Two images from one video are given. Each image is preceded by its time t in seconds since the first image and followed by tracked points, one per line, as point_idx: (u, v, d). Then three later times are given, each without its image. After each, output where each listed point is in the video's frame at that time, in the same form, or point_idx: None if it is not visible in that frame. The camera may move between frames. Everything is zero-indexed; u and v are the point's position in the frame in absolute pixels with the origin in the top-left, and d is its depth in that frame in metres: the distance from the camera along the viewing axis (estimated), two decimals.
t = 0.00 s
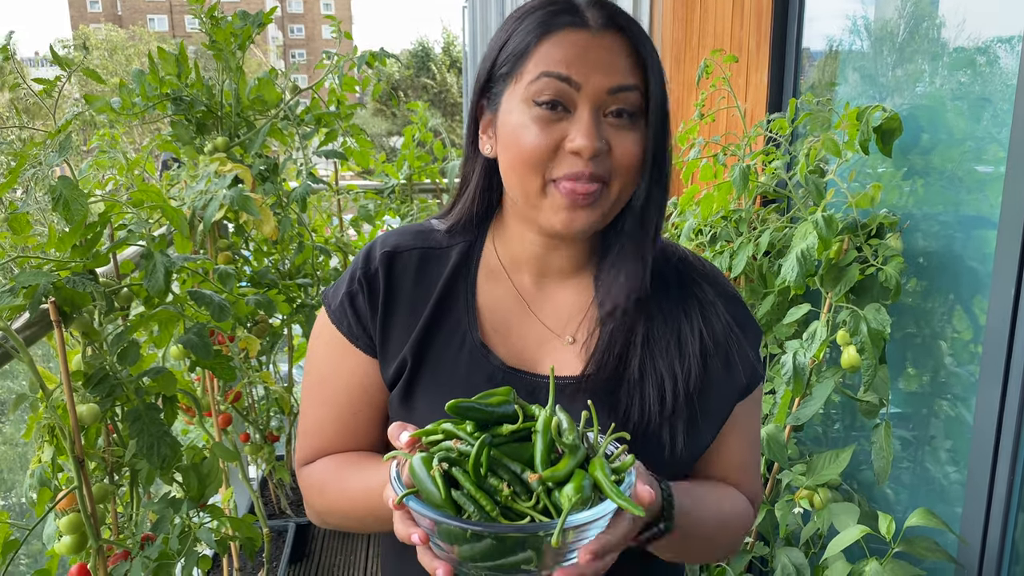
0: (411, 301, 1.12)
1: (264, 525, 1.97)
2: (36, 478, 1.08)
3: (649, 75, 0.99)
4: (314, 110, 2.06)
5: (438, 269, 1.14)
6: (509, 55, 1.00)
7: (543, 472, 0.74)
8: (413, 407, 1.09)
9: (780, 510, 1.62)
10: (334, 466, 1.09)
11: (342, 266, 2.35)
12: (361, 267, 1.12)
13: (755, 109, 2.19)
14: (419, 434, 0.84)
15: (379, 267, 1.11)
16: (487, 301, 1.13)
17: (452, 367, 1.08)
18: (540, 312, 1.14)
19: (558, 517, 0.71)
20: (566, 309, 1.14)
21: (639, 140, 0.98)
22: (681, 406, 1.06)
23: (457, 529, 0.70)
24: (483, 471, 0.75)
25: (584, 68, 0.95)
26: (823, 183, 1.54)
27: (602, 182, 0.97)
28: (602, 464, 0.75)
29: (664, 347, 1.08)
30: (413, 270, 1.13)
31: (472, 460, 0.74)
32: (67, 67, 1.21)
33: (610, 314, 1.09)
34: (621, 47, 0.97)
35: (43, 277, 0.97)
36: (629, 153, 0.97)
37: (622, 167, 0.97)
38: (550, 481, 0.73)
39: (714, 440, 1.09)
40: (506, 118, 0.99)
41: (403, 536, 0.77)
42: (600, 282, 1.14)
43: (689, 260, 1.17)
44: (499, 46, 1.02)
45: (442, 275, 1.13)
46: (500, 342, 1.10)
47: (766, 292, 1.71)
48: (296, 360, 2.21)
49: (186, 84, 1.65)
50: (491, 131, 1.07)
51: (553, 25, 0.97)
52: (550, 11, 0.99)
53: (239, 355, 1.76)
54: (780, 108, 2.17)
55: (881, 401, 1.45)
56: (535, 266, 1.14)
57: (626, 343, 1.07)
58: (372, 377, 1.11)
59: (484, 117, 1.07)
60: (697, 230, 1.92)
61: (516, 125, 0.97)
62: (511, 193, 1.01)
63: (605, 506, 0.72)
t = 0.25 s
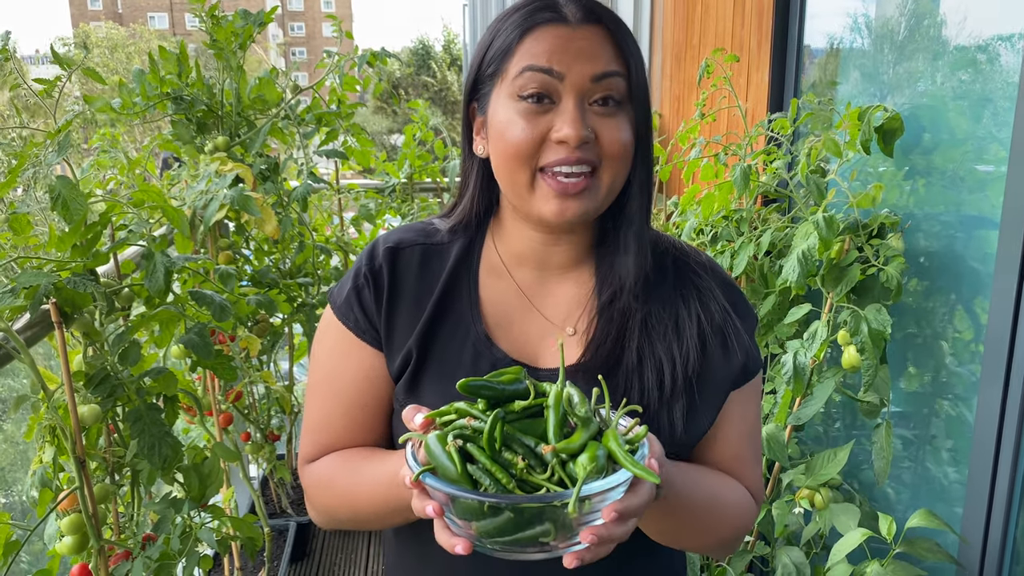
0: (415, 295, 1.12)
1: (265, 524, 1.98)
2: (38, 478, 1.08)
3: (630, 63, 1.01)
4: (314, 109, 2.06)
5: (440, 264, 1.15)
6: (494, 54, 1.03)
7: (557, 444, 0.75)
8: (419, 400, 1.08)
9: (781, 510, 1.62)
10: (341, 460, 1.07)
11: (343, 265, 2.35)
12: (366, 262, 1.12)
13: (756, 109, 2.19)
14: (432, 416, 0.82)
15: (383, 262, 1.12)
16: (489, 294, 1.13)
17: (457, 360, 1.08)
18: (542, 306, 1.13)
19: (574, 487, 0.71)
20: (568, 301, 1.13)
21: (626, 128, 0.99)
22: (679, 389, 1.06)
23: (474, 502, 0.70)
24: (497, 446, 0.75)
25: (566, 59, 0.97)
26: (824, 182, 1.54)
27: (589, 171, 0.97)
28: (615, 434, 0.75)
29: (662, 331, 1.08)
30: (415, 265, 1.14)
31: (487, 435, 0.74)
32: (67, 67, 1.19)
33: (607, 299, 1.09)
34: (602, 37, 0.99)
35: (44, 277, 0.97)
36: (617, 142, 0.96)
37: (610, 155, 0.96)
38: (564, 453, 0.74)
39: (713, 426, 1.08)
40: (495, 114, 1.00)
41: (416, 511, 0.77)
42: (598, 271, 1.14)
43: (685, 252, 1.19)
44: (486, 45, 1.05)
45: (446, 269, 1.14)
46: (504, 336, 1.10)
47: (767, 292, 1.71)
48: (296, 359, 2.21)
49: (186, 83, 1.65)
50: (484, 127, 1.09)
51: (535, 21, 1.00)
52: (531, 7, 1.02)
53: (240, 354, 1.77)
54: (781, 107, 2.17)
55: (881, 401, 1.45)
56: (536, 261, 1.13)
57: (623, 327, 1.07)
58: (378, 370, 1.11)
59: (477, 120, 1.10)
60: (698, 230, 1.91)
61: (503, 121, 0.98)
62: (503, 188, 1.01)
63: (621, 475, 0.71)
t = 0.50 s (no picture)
0: (422, 293, 1.12)
1: (267, 523, 1.98)
2: (41, 478, 1.09)
3: (625, 65, 0.99)
4: (316, 109, 2.05)
5: (446, 264, 1.14)
6: (487, 63, 1.03)
7: (569, 438, 0.75)
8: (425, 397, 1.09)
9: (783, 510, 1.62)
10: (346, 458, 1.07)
11: (345, 265, 2.35)
12: (373, 260, 1.12)
13: (758, 108, 2.19)
14: (442, 407, 0.83)
15: (390, 260, 1.12)
16: (495, 293, 1.13)
17: (463, 358, 1.08)
18: (546, 304, 1.14)
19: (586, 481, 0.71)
20: (572, 301, 1.14)
21: (619, 132, 0.98)
22: (683, 390, 1.06)
23: (486, 495, 0.70)
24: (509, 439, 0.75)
25: (553, 67, 0.96)
26: (826, 182, 1.54)
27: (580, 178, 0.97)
28: (627, 429, 0.75)
29: (665, 332, 1.08)
30: (422, 263, 1.14)
31: (499, 427, 0.74)
32: (69, 67, 1.20)
33: (611, 301, 1.09)
34: (592, 42, 0.98)
35: (47, 278, 0.97)
36: (606, 147, 0.96)
37: (600, 162, 0.96)
38: (576, 447, 0.74)
39: (716, 425, 1.08)
40: (491, 124, 1.01)
41: (426, 503, 0.77)
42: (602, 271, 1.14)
43: (690, 251, 1.18)
44: (480, 50, 1.05)
45: (451, 267, 1.14)
46: (508, 333, 1.10)
47: (769, 292, 1.71)
48: (298, 359, 2.22)
49: (187, 83, 1.65)
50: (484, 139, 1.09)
51: (525, 28, 0.99)
52: (522, 13, 1.02)
53: (242, 354, 1.77)
54: (783, 107, 2.17)
55: (883, 400, 1.45)
56: (540, 261, 1.13)
57: (627, 329, 1.08)
58: (384, 368, 1.11)
59: (478, 123, 1.11)
60: (700, 230, 1.92)
61: (496, 129, 0.99)
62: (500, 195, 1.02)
63: (632, 470, 0.72)
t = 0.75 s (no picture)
0: (421, 296, 1.12)
1: (268, 522, 1.98)
2: (42, 478, 1.09)
3: (613, 73, 0.97)
4: (317, 108, 2.05)
5: (446, 266, 1.15)
6: (483, 68, 1.03)
7: (547, 463, 0.75)
8: (421, 401, 1.08)
9: (784, 510, 1.62)
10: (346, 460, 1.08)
11: (345, 265, 2.35)
12: (373, 262, 1.12)
13: (758, 108, 2.19)
14: (421, 430, 0.82)
15: (390, 263, 1.12)
16: (495, 296, 1.13)
17: (459, 361, 1.08)
18: (546, 309, 1.14)
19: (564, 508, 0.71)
20: (572, 307, 1.14)
21: (607, 144, 0.97)
22: (686, 402, 1.06)
23: (463, 525, 0.70)
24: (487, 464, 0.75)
25: (537, 81, 0.95)
26: (827, 182, 1.54)
27: (569, 191, 0.97)
28: (605, 452, 0.75)
29: (667, 342, 1.07)
30: (422, 265, 1.14)
31: (475, 455, 0.74)
32: (70, 67, 1.20)
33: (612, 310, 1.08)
34: (580, 52, 0.97)
35: (48, 278, 0.97)
36: (592, 159, 0.96)
37: (586, 175, 0.96)
38: (554, 472, 0.74)
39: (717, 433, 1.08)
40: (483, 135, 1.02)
41: (407, 529, 0.77)
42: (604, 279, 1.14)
43: (693, 257, 1.17)
44: (477, 54, 1.05)
45: (451, 270, 1.14)
46: (507, 338, 1.10)
47: (770, 291, 1.71)
48: (299, 358, 2.22)
49: (188, 83, 1.65)
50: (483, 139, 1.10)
51: (511, 39, 0.99)
52: (514, 22, 1.01)
53: (243, 353, 1.77)
54: (783, 107, 2.17)
55: (884, 400, 1.45)
56: (540, 265, 1.13)
57: (629, 339, 1.07)
58: (384, 371, 1.11)
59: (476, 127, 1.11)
60: (700, 229, 1.92)
61: (486, 140, 1.01)
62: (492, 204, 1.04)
63: (610, 495, 0.72)
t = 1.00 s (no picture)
0: (415, 294, 1.12)
1: (267, 521, 1.98)
2: (41, 477, 1.09)
3: (608, 73, 0.96)
4: (317, 107, 2.05)
5: (441, 264, 1.15)
6: (479, 64, 1.04)
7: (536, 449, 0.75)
8: (415, 400, 1.08)
9: (785, 508, 1.61)
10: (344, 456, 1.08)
11: (345, 263, 2.35)
12: (369, 261, 1.12)
13: (758, 106, 2.18)
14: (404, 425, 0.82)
15: (385, 262, 1.12)
16: (490, 296, 1.13)
17: (452, 358, 1.08)
18: (541, 309, 1.13)
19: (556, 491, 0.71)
20: (568, 308, 1.13)
21: (601, 144, 0.97)
22: (683, 405, 1.06)
23: (457, 512, 0.69)
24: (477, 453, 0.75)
25: (530, 80, 0.95)
26: (828, 180, 1.54)
27: (561, 189, 0.97)
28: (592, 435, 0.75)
29: (663, 344, 1.07)
30: (417, 264, 1.14)
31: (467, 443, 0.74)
32: (68, 65, 1.20)
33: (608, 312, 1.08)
34: (574, 52, 0.96)
35: (47, 277, 0.97)
36: (585, 158, 0.96)
37: (579, 175, 0.96)
38: (544, 457, 0.74)
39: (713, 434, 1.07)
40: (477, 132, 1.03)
41: (396, 523, 0.76)
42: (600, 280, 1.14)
43: (691, 258, 1.17)
44: (473, 52, 1.06)
45: (446, 268, 1.14)
46: (502, 338, 1.10)
47: (770, 290, 1.71)
48: (299, 357, 2.21)
49: (187, 82, 1.65)
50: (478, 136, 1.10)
51: (505, 37, 0.99)
52: (509, 19, 1.01)
53: (242, 352, 1.77)
54: (784, 105, 2.16)
55: (884, 399, 1.45)
56: (536, 265, 1.13)
57: (626, 342, 1.06)
58: (380, 370, 1.11)
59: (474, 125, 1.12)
60: (700, 228, 1.92)
61: (480, 137, 1.01)
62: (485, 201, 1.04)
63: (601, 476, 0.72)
